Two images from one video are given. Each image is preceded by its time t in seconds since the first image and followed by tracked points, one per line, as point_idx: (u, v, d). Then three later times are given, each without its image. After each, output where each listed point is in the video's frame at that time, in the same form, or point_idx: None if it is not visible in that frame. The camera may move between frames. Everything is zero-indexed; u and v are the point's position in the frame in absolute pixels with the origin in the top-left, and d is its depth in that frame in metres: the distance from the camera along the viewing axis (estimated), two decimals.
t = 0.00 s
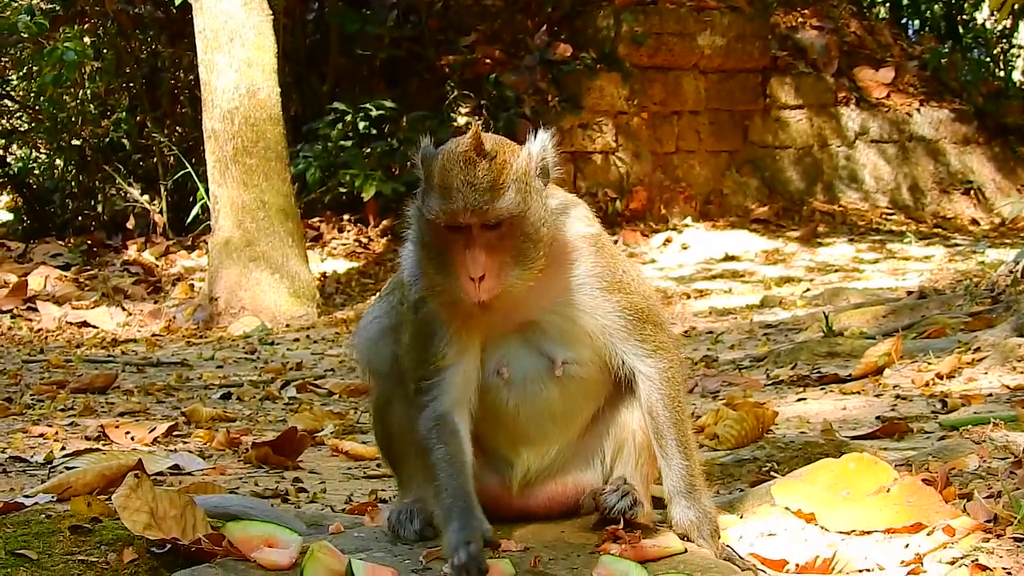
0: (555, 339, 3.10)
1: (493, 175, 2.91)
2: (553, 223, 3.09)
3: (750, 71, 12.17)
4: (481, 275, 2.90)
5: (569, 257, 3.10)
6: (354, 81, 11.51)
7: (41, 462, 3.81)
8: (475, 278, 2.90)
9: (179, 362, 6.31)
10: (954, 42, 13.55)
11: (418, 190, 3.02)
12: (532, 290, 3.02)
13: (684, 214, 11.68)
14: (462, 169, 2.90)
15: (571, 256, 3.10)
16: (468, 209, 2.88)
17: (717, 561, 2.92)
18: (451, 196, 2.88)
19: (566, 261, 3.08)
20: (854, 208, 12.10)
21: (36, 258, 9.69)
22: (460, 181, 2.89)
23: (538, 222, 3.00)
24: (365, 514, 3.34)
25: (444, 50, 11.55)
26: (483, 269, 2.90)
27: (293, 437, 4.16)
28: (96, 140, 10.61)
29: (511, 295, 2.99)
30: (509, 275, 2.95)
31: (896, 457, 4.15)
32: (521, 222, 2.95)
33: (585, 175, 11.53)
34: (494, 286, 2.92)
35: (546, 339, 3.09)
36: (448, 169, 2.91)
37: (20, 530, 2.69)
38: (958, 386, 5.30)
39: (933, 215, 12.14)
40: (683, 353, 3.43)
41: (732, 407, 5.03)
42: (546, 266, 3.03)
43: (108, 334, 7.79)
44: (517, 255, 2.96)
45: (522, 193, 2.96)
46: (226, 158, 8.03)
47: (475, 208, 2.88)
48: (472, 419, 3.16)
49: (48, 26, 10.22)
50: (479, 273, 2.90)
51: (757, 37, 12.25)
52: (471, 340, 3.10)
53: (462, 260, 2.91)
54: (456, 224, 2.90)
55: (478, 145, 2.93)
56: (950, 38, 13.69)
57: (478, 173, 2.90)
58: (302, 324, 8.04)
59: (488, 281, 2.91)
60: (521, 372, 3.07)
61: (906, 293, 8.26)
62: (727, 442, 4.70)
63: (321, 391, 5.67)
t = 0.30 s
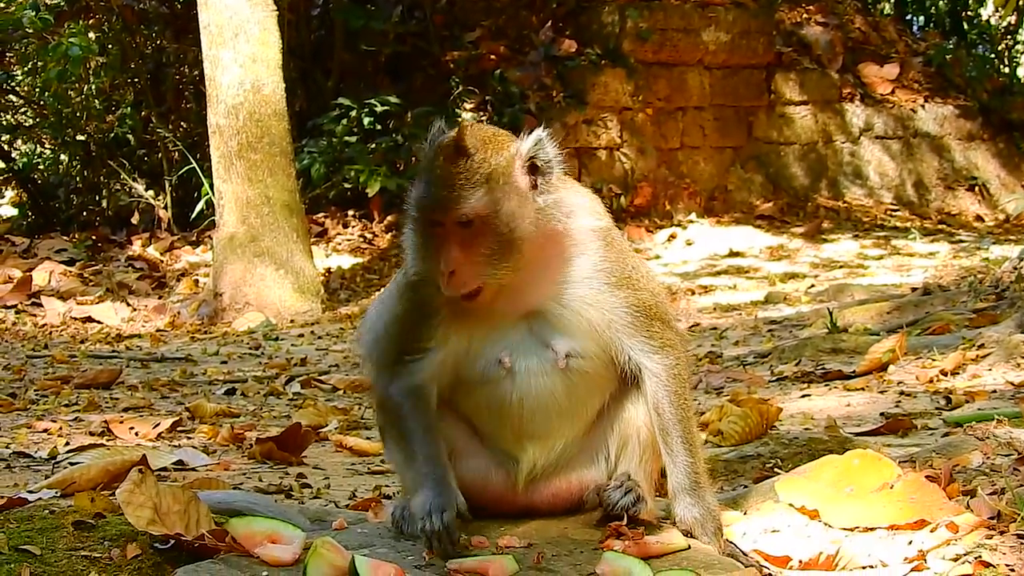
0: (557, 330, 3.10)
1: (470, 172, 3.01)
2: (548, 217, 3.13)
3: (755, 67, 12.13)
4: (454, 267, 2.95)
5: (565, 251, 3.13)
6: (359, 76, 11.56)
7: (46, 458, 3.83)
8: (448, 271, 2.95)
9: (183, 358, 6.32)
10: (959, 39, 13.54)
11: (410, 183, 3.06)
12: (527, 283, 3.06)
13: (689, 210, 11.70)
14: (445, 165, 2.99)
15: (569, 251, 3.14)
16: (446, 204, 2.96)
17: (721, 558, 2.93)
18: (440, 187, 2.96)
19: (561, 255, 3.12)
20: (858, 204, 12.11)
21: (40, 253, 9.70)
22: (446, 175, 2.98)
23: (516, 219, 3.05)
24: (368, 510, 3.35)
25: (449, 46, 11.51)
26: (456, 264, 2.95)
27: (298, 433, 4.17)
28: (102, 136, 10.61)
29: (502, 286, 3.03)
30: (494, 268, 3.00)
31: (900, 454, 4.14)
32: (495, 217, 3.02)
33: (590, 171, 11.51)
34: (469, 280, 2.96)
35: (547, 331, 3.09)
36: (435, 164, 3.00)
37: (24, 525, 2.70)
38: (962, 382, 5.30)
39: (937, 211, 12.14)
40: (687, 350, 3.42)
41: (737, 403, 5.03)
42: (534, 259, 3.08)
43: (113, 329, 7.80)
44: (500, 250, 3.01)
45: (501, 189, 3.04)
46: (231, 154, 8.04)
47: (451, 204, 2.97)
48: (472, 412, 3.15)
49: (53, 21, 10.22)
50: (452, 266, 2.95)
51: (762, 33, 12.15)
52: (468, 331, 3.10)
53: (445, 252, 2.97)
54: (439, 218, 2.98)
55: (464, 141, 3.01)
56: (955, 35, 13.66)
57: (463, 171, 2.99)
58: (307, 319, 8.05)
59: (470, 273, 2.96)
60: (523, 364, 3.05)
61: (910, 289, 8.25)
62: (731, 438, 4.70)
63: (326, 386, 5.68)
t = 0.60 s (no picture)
0: (552, 326, 3.10)
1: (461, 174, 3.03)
2: (537, 215, 3.14)
3: (758, 67, 12.11)
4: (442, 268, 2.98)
5: (558, 249, 3.15)
6: (362, 76, 11.57)
7: (46, 458, 3.84)
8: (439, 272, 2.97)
9: (185, 358, 6.33)
10: (961, 39, 13.54)
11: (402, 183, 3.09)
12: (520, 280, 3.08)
13: (691, 210, 11.70)
14: (432, 167, 3.02)
15: (561, 247, 3.15)
16: (432, 204, 2.98)
17: (720, 558, 2.93)
18: (431, 189, 2.99)
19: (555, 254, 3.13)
20: (860, 203, 12.11)
21: (42, 253, 9.71)
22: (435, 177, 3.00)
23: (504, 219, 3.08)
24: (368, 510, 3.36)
25: (452, 45, 11.56)
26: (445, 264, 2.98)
27: (299, 433, 4.17)
28: (104, 135, 10.62)
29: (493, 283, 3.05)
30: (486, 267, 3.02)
31: (901, 454, 4.15)
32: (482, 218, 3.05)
33: (592, 171, 11.50)
34: (460, 283, 2.99)
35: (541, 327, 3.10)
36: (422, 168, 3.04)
37: (24, 526, 2.71)
38: (963, 381, 5.30)
39: (939, 211, 12.15)
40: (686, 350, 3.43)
41: (738, 403, 5.03)
42: (525, 255, 3.09)
43: (115, 329, 7.81)
44: (489, 249, 3.03)
45: (487, 189, 3.06)
46: (232, 153, 8.04)
47: (439, 206, 2.98)
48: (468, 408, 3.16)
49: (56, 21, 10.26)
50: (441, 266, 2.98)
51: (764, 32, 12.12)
52: (454, 324, 3.11)
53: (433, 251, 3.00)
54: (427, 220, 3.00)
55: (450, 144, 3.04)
56: (957, 35, 13.65)
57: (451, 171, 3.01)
58: (308, 319, 8.06)
59: (462, 274, 2.99)
60: (517, 356, 3.06)
61: (912, 289, 8.25)
62: (732, 437, 4.71)
63: (327, 386, 5.69)
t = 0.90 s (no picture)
0: (549, 321, 3.10)
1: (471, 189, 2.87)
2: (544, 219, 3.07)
3: (757, 68, 12.12)
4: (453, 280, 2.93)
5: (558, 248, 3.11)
6: (361, 77, 11.55)
7: (45, 459, 3.83)
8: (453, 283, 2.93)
9: (184, 359, 6.32)
10: (959, 40, 13.55)
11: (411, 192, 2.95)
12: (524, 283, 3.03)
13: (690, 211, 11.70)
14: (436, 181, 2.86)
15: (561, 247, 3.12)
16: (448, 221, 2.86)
17: (721, 559, 2.93)
18: (445, 212, 2.86)
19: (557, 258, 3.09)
20: (859, 205, 12.10)
21: (41, 254, 9.70)
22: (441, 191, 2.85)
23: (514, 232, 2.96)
24: (368, 511, 3.37)
25: (451, 46, 11.57)
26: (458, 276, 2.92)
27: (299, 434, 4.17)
28: (103, 136, 10.60)
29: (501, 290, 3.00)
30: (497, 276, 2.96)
31: (900, 455, 4.15)
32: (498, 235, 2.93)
33: (591, 171, 11.48)
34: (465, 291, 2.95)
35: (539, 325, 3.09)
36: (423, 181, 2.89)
37: (24, 527, 2.70)
38: (963, 383, 5.30)
39: (938, 212, 12.14)
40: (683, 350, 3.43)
41: (738, 404, 5.03)
42: (535, 261, 3.03)
43: (114, 330, 7.81)
44: (507, 260, 2.95)
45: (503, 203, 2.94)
46: (232, 154, 8.03)
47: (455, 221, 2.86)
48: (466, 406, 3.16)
49: (55, 21, 10.26)
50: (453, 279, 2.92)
51: (763, 33, 12.14)
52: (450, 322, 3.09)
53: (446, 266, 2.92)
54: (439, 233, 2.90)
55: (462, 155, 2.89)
56: (956, 36, 13.67)
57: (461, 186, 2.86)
58: (307, 320, 8.06)
59: (472, 284, 2.94)
60: (512, 350, 3.06)
61: (911, 290, 8.26)
62: (732, 439, 4.71)
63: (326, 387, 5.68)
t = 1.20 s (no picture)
0: (555, 322, 3.06)
1: (534, 140, 2.81)
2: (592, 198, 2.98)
3: (755, 69, 12.13)
4: (524, 235, 2.82)
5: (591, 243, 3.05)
6: (360, 78, 11.57)
7: (43, 462, 3.83)
8: (520, 241, 2.82)
9: (183, 360, 6.33)
10: (958, 41, 13.56)
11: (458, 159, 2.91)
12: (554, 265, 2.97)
13: (689, 212, 11.68)
14: (508, 132, 2.82)
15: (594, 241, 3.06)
16: (516, 174, 2.79)
17: (718, 561, 2.94)
18: (503, 153, 2.79)
19: (597, 240, 3.04)
20: (858, 205, 12.08)
21: (40, 255, 9.70)
22: (509, 140, 2.80)
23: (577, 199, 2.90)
24: (367, 514, 3.36)
25: (450, 47, 11.57)
26: (525, 232, 2.81)
27: (297, 436, 4.16)
28: (102, 137, 10.60)
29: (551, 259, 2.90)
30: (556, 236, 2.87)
31: (898, 457, 4.16)
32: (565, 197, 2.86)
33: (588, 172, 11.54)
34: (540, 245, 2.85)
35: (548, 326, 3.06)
36: (492, 135, 2.82)
37: (21, 530, 2.71)
38: (961, 384, 5.31)
39: (937, 212, 12.13)
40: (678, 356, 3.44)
41: (736, 406, 5.04)
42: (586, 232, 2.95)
43: (112, 332, 7.81)
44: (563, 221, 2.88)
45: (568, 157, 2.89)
46: (231, 156, 8.04)
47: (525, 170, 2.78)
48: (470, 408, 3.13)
49: (54, 23, 10.27)
50: (523, 236, 2.81)
51: (762, 35, 12.14)
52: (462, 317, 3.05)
53: (514, 218, 2.80)
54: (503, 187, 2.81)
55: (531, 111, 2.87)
56: (955, 37, 13.71)
57: (529, 135, 2.81)
58: (306, 321, 8.07)
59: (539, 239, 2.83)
60: (518, 350, 3.02)
61: (910, 291, 8.27)
62: (729, 441, 4.72)
63: (325, 388, 5.69)
